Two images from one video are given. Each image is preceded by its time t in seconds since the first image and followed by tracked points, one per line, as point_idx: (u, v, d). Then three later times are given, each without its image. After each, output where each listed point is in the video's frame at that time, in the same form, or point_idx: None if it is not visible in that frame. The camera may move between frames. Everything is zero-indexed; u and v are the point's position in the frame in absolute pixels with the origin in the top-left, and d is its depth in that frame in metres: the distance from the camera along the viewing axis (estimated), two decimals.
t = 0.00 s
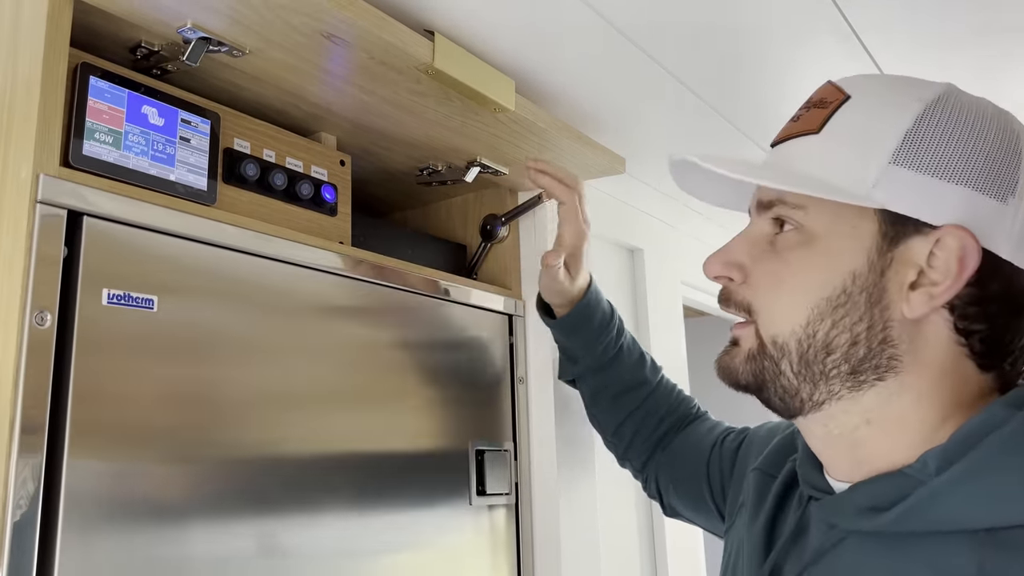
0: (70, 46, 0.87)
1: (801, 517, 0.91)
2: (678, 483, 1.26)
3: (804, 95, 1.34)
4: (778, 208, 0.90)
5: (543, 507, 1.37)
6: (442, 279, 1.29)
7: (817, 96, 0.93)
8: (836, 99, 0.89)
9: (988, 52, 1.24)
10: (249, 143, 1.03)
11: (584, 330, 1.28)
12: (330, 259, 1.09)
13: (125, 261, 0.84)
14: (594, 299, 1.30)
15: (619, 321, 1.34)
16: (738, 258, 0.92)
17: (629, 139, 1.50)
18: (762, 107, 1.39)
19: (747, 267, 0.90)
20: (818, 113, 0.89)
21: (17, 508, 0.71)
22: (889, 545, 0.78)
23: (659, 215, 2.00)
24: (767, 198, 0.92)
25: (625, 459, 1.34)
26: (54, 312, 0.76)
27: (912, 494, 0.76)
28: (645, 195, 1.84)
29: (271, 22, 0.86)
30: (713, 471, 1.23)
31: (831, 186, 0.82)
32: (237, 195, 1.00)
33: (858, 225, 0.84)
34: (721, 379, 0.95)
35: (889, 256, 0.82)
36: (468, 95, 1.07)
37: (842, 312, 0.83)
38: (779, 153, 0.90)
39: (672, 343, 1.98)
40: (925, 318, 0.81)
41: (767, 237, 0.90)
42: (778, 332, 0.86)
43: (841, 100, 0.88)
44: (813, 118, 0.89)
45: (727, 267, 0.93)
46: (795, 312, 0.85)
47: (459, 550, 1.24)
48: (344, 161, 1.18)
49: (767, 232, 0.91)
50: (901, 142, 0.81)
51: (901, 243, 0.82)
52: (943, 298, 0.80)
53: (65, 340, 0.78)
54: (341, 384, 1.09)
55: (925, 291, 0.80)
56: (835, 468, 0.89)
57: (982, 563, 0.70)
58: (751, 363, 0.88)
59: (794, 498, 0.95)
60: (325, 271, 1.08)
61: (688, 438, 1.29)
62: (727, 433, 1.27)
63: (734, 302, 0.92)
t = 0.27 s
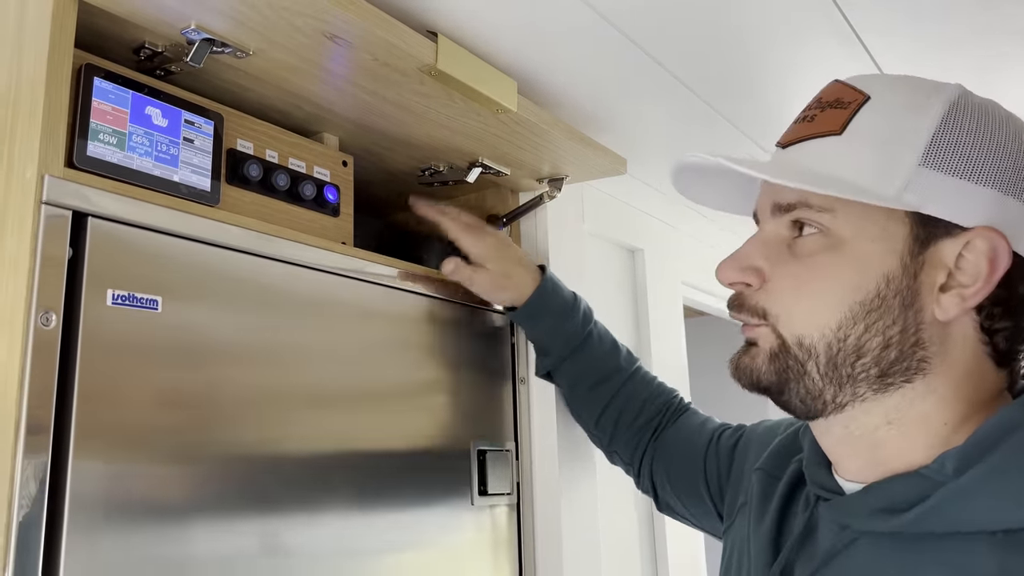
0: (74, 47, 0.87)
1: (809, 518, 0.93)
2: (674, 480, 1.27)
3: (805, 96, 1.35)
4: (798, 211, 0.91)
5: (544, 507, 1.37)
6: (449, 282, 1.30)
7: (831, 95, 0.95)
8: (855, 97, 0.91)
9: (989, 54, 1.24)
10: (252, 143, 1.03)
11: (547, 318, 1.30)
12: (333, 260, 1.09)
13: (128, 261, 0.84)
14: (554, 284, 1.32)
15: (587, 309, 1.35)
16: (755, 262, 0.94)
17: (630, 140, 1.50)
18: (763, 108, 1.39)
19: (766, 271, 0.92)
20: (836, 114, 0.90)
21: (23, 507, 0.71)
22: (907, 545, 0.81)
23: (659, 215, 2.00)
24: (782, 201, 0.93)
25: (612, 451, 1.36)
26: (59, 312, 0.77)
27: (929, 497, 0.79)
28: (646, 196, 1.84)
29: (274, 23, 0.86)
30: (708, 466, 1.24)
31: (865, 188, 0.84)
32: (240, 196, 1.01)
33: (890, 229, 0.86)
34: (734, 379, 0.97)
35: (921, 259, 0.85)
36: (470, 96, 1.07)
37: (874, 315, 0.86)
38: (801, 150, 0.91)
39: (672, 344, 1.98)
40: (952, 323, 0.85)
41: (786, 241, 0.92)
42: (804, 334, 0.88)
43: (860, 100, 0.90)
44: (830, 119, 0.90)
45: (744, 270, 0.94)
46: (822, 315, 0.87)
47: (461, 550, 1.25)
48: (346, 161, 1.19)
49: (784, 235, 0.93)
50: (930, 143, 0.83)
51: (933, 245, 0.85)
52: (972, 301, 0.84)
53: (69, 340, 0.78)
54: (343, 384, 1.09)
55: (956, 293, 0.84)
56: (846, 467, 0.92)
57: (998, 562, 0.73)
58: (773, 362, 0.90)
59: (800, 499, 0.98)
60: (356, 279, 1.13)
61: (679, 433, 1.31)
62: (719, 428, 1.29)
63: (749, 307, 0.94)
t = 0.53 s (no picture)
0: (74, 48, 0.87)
1: (806, 520, 0.94)
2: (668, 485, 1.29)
3: (803, 98, 1.35)
4: (805, 207, 0.91)
5: (542, 508, 1.37)
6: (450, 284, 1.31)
7: (842, 92, 0.95)
8: (867, 96, 0.91)
9: (987, 55, 1.24)
10: (251, 144, 1.03)
11: (546, 319, 1.31)
12: (333, 262, 1.09)
13: (128, 263, 0.84)
14: (550, 287, 1.33)
15: (584, 313, 1.36)
16: (761, 257, 0.93)
17: (629, 141, 1.50)
18: (761, 109, 1.39)
19: (772, 267, 0.91)
20: (848, 111, 0.90)
21: (22, 509, 0.71)
22: (908, 547, 0.81)
23: (658, 216, 2.00)
24: (788, 197, 0.93)
25: (606, 457, 1.37)
26: (58, 314, 0.77)
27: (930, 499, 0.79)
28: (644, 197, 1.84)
29: (274, 25, 0.86)
30: (702, 472, 1.26)
31: (875, 187, 0.83)
32: (239, 197, 1.00)
33: (897, 229, 0.86)
34: (728, 373, 0.96)
35: (928, 260, 0.86)
36: (469, 98, 1.07)
37: (879, 315, 0.86)
38: (811, 148, 0.91)
39: (670, 345, 1.98)
40: (953, 326, 0.86)
41: (791, 237, 0.92)
42: (806, 333, 0.88)
43: (873, 99, 0.90)
44: (842, 116, 0.90)
45: (748, 265, 0.93)
46: (825, 314, 0.87)
47: (460, 551, 1.25)
48: (345, 163, 1.19)
49: (792, 232, 0.93)
50: (941, 145, 0.84)
51: (941, 246, 0.85)
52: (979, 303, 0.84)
53: (68, 341, 0.78)
54: (342, 385, 1.09)
55: (961, 296, 0.85)
56: (845, 469, 0.93)
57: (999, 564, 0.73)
58: (773, 360, 0.90)
59: (797, 500, 0.98)
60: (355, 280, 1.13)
61: (673, 437, 1.33)
62: (711, 432, 1.31)
63: (752, 302, 0.93)
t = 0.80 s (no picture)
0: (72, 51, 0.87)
1: (807, 523, 0.94)
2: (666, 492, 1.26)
3: (801, 100, 1.35)
4: (810, 208, 0.91)
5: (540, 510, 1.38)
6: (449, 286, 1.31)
7: (846, 93, 0.95)
8: (872, 97, 0.91)
9: (983, 58, 1.24)
10: (249, 147, 1.04)
11: (551, 331, 1.26)
12: (332, 265, 1.10)
13: (126, 266, 0.84)
14: (559, 299, 1.28)
15: (590, 322, 1.31)
16: (765, 257, 0.92)
17: (627, 143, 1.50)
18: (759, 112, 1.39)
19: (777, 266, 0.91)
20: (852, 113, 0.91)
21: (21, 513, 0.71)
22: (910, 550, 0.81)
23: (655, 217, 2.00)
24: (792, 198, 0.93)
25: (609, 466, 1.34)
26: (56, 318, 0.77)
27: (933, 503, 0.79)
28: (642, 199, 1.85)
29: (273, 29, 0.86)
30: (702, 478, 1.23)
31: (881, 187, 0.84)
32: (237, 200, 1.01)
33: (902, 229, 0.87)
34: (727, 372, 0.96)
35: (933, 262, 0.86)
36: (467, 101, 1.08)
37: (885, 315, 0.86)
38: (814, 148, 0.91)
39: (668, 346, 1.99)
40: (958, 327, 0.86)
41: (795, 238, 0.92)
42: (811, 333, 0.88)
43: (877, 100, 0.90)
44: (847, 117, 0.91)
45: (753, 265, 0.93)
46: (830, 315, 0.87)
47: (458, 553, 1.25)
48: (343, 165, 1.19)
49: (796, 232, 0.93)
50: (945, 147, 0.84)
51: (946, 248, 0.86)
52: (984, 305, 0.85)
53: (66, 345, 0.78)
54: (341, 387, 1.10)
55: (966, 298, 0.85)
56: (846, 471, 0.93)
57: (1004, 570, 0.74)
58: (775, 359, 0.90)
59: (798, 503, 0.98)
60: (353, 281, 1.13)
61: (675, 444, 1.30)
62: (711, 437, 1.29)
63: (757, 301, 0.92)
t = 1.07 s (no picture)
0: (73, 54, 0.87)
1: (806, 525, 0.92)
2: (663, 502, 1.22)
3: (799, 102, 1.36)
4: (814, 210, 0.88)
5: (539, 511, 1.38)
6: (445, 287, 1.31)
7: (846, 94, 0.93)
8: (873, 98, 0.88)
9: (981, 59, 1.25)
10: (249, 149, 1.04)
11: (597, 366, 1.17)
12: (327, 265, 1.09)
13: (128, 268, 0.84)
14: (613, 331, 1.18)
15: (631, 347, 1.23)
16: (767, 261, 0.89)
17: (626, 145, 1.50)
18: (757, 114, 1.40)
19: (780, 270, 0.87)
20: (854, 113, 0.88)
21: (22, 514, 0.72)
22: (910, 552, 0.80)
23: (654, 219, 2.01)
24: (794, 199, 0.90)
25: (611, 479, 1.27)
26: (58, 319, 0.77)
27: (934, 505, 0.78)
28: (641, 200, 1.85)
29: (273, 31, 0.87)
30: (698, 485, 1.19)
31: (885, 188, 0.82)
32: (237, 202, 1.01)
33: (908, 231, 0.85)
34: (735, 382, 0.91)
35: (939, 264, 0.84)
36: (467, 103, 1.08)
37: (892, 318, 0.84)
38: (816, 149, 0.88)
39: (667, 347, 1.99)
40: (964, 328, 0.85)
41: (798, 240, 0.89)
42: (821, 338, 0.84)
43: (879, 101, 0.88)
44: (848, 118, 0.88)
45: (755, 268, 0.89)
46: (839, 318, 0.84)
47: (457, 554, 1.25)
48: (343, 167, 1.19)
49: (797, 235, 0.89)
50: (949, 149, 0.83)
51: (952, 250, 0.84)
52: (988, 306, 0.84)
53: (69, 346, 0.79)
54: (340, 388, 1.10)
55: (971, 299, 0.84)
56: (845, 475, 0.91)
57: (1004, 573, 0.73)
58: (785, 366, 0.86)
59: (795, 505, 0.97)
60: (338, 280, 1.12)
61: (676, 453, 1.25)
62: (711, 444, 1.24)
63: (760, 308, 0.88)
